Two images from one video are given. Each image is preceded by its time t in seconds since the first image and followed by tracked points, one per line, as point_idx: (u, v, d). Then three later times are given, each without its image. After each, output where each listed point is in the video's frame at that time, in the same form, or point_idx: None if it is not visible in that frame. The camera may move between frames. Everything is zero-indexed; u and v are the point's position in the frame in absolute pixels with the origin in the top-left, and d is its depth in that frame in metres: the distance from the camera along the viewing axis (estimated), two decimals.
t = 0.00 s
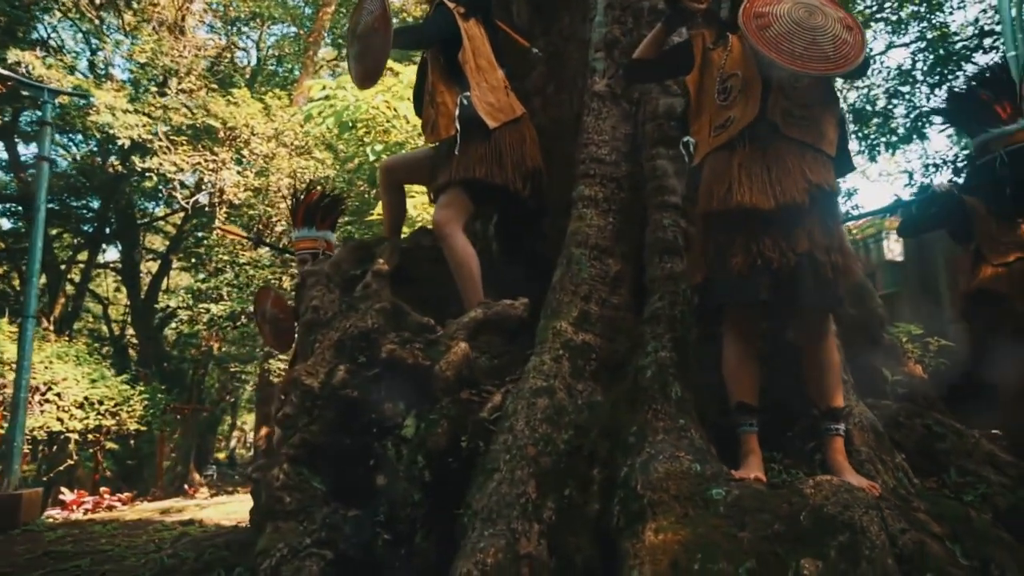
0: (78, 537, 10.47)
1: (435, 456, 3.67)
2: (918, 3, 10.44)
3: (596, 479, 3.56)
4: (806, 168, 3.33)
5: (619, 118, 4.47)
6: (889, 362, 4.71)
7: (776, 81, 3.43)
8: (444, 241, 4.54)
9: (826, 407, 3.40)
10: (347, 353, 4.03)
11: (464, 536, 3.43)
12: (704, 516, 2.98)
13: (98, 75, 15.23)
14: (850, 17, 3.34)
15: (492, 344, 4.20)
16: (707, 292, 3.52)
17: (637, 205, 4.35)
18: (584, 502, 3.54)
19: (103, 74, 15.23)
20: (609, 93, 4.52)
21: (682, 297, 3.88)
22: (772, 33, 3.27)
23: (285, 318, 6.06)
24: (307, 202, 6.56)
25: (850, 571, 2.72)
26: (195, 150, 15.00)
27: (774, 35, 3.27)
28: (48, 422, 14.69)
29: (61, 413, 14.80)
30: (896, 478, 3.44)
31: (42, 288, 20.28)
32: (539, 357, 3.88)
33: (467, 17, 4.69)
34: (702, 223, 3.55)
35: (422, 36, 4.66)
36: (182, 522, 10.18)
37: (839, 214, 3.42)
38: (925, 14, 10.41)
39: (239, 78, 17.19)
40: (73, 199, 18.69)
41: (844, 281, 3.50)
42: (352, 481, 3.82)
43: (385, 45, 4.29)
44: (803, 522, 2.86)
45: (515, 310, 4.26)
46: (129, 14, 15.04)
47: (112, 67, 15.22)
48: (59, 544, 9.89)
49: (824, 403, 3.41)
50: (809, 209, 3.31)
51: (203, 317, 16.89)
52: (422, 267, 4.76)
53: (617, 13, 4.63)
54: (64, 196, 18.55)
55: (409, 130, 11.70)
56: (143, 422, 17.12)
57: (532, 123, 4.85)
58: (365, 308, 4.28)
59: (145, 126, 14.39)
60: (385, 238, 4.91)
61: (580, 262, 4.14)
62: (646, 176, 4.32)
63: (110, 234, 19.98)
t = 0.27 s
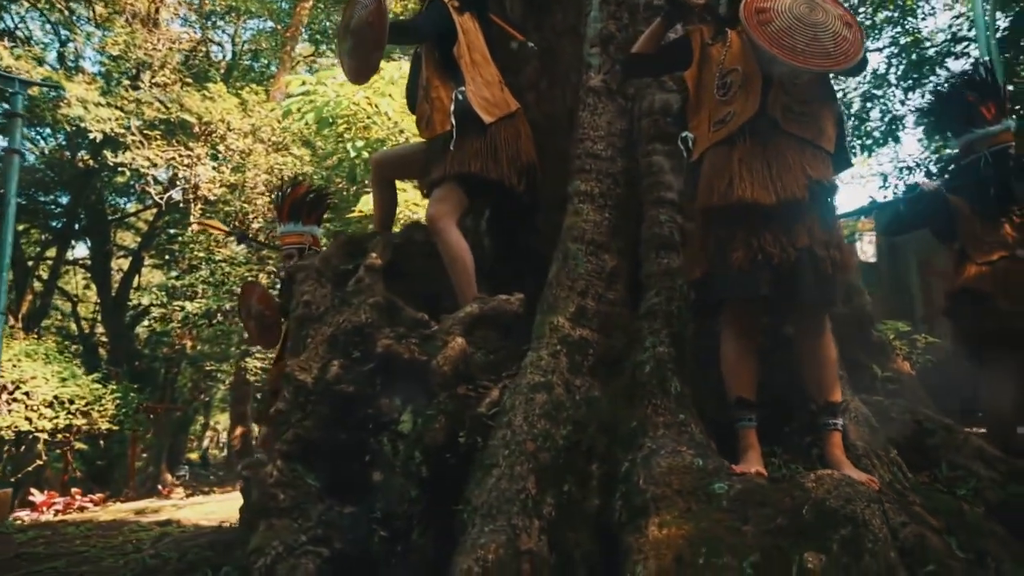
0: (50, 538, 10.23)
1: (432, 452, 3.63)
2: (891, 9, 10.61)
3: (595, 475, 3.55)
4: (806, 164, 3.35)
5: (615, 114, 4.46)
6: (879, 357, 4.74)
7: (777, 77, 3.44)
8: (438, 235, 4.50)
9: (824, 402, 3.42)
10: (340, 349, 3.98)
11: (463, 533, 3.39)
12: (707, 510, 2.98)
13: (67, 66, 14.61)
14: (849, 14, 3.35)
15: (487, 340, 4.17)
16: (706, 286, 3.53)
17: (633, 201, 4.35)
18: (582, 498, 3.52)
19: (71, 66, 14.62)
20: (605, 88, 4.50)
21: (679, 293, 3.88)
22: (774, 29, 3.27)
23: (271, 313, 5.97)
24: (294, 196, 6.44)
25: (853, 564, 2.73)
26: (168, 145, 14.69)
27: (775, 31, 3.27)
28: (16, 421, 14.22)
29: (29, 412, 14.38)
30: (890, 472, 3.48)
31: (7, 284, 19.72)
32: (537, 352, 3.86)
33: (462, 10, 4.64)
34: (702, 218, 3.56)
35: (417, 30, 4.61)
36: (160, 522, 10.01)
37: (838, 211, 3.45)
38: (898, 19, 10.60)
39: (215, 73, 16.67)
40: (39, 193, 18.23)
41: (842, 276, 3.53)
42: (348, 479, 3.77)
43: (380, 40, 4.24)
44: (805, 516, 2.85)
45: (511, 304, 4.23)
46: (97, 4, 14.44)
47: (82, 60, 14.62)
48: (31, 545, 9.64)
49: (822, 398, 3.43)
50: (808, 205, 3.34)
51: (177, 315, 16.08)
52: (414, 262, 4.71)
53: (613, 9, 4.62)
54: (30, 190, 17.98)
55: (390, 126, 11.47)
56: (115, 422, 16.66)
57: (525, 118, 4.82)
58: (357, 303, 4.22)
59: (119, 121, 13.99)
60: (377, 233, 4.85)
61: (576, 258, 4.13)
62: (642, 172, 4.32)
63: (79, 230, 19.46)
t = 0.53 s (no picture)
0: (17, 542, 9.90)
1: (430, 451, 3.58)
2: (865, 17, 10.78)
3: (594, 474, 3.52)
4: (807, 163, 3.36)
5: (611, 111, 4.45)
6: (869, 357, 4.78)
7: (778, 78, 3.45)
8: (432, 232, 4.43)
9: (822, 401, 3.44)
10: (334, 347, 3.86)
11: (462, 532, 3.35)
12: (710, 508, 2.98)
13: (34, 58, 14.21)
14: (849, 15, 3.37)
15: (483, 338, 4.13)
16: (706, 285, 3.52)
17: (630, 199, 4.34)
18: (581, 497, 3.49)
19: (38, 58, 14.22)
20: (601, 85, 4.49)
21: (677, 291, 3.89)
22: (777, 28, 3.28)
23: (256, 310, 5.86)
24: (279, 191, 6.26)
25: (858, 561, 2.74)
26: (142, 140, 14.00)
27: (778, 30, 3.28)
28: None
29: None
30: (886, 470, 3.51)
31: None
32: (535, 350, 3.83)
33: (457, 5, 4.59)
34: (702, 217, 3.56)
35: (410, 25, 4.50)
36: (133, 526, 9.75)
37: (837, 211, 3.48)
38: (872, 26, 10.80)
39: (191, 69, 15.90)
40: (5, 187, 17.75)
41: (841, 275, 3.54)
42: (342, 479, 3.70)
43: (377, 37, 4.18)
44: (808, 513, 2.85)
45: (507, 302, 4.19)
46: None
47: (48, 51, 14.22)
48: None
49: (820, 397, 3.45)
50: (810, 204, 3.35)
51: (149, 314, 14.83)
52: (407, 259, 4.65)
53: (609, 6, 4.61)
54: None
55: (370, 124, 11.21)
56: (83, 423, 16.21)
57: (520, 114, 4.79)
58: (349, 300, 4.17)
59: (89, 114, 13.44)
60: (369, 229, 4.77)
61: (573, 255, 4.11)
62: (639, 170, 4.31)
63: (46, 226, 18.92)
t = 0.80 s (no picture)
0: None
1: (428, 450, 3.55)
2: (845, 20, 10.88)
3: (594, 472, 3.50)
4: (809, 161, 3.37)
5: (608, 109, 4.44)
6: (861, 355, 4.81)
7: (779, 76, 3.46)
8: (427, 229, 4.38)
9: (821, 399, 3.46)
10: (328, 343, 3.74)
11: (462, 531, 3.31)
12: (713, 505, 2.97)
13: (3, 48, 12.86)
14: (849, 14, 3.39)
15: (478, 335, 4.13)
16: (706, 283, 3.52)
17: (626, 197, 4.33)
18: (581, 495, 3.47)
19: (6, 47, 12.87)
20: (598, 82, 4.48)
21: (675, 289, 3.89)
22: (780, 27, 3.28)
23: (244, 307, 5.85)
24: (265, 187, 6.19)
25: (861, 557, 2.75)
26: (118, 135, 13.46)
27: (781, 29, 3.28)
28: None
29: None
30: (882, 467, 3.54)
31: None
32: (533, 348, 3.80)
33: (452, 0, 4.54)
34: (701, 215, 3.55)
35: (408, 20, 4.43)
36: (111, 527, 9.56)
37: (836, 209, 3.49)
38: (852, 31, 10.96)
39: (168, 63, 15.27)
40: None
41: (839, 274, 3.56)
42: (338, 479, 3.62)
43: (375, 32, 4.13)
44: (811, 511, 2.86)
45: (503, 300, 4.15)
46: None
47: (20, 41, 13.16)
48: None
49: (819, 395, 3.47)
50: (811, 202, 3.36)
51: (125, 312, 13.94)
52: (401, 256, 4.59)
53: (605, 4, 4.59)
54: None
55: (354, 121, 11.10)
56: (55, 423, 15.83)
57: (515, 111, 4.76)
58: (342, 296, 4.12)
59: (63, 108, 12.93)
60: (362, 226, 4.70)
61: (571, 253, 4.09)
62: (635, 167, 4.30)
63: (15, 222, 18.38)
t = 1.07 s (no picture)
0: None
1: (427, 448, 3.51)
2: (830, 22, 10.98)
3: (594, 470, 3.48)
4: (810, 161, 3.39)
5: (605, 106, 4.43)
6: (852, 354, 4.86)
7: (781, 76, 3.46)
8: (423, 225, 4.34)
9: (820, 397, 3.48)
10: (324, 341, 3.76)
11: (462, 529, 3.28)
12: (717, 502, 2.97)
13: None
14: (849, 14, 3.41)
15: (475, 333, 4.10)
16: (707, 281, 3.52)
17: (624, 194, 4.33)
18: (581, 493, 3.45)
19: None
20: (596, 80, 4.47)
21: (673, 287, 3.90)
22: (782, 25, 3.29)
23: (232, 303, 5.77)
24: (253, 181, 5.98)
25: (864, 553, 2.77)
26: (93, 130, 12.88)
27: (784, 27, 3.29)
28: None
29: None
30: (878, 464, 3.57)
31: None
32: (532, 345, 3.78)
33: None
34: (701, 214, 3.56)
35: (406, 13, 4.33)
36: (89, 528, 9.37)
37: (836, 208, 3.51)
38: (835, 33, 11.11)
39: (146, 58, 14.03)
40: None
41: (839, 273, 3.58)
42: (335, 478, 3.56)
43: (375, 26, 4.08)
44: (814, 508, 2.88)
45: (501, 297, 4.12)
46: None
47: None
48: None
49: (818, 392, 3.49)
50: (812, 201, 3.38)
51: (100, 310, 13.54)
52: (396, 252, 4.54)
53: (603, 1, 4.58)
54: None
55: (338, 118, 11.04)
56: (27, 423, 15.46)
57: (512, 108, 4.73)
58: (336, 293, 4.07)
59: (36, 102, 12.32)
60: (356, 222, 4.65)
61: (569, 250, 4.08)
62: (633, 165, 4.30)
63: None
